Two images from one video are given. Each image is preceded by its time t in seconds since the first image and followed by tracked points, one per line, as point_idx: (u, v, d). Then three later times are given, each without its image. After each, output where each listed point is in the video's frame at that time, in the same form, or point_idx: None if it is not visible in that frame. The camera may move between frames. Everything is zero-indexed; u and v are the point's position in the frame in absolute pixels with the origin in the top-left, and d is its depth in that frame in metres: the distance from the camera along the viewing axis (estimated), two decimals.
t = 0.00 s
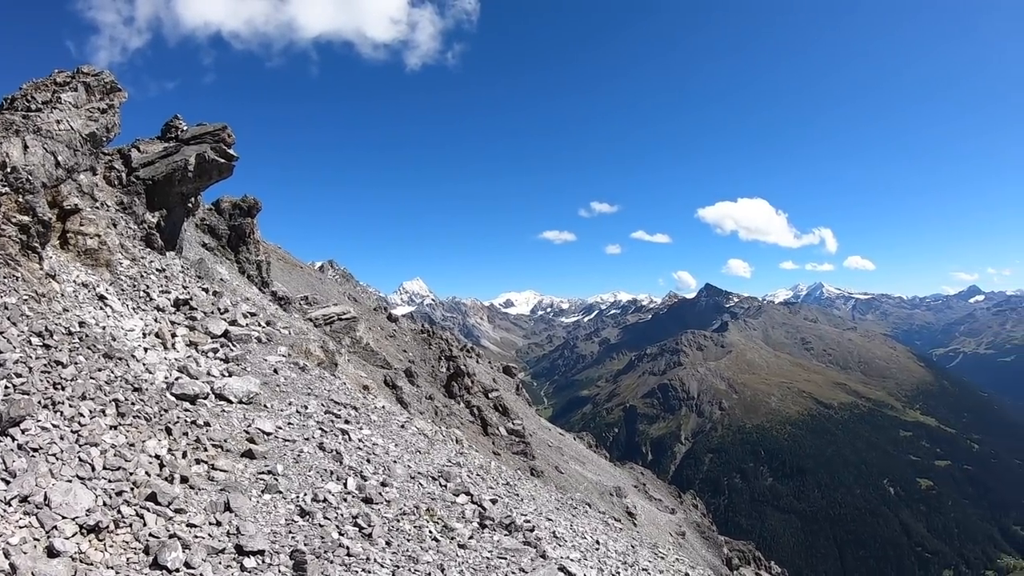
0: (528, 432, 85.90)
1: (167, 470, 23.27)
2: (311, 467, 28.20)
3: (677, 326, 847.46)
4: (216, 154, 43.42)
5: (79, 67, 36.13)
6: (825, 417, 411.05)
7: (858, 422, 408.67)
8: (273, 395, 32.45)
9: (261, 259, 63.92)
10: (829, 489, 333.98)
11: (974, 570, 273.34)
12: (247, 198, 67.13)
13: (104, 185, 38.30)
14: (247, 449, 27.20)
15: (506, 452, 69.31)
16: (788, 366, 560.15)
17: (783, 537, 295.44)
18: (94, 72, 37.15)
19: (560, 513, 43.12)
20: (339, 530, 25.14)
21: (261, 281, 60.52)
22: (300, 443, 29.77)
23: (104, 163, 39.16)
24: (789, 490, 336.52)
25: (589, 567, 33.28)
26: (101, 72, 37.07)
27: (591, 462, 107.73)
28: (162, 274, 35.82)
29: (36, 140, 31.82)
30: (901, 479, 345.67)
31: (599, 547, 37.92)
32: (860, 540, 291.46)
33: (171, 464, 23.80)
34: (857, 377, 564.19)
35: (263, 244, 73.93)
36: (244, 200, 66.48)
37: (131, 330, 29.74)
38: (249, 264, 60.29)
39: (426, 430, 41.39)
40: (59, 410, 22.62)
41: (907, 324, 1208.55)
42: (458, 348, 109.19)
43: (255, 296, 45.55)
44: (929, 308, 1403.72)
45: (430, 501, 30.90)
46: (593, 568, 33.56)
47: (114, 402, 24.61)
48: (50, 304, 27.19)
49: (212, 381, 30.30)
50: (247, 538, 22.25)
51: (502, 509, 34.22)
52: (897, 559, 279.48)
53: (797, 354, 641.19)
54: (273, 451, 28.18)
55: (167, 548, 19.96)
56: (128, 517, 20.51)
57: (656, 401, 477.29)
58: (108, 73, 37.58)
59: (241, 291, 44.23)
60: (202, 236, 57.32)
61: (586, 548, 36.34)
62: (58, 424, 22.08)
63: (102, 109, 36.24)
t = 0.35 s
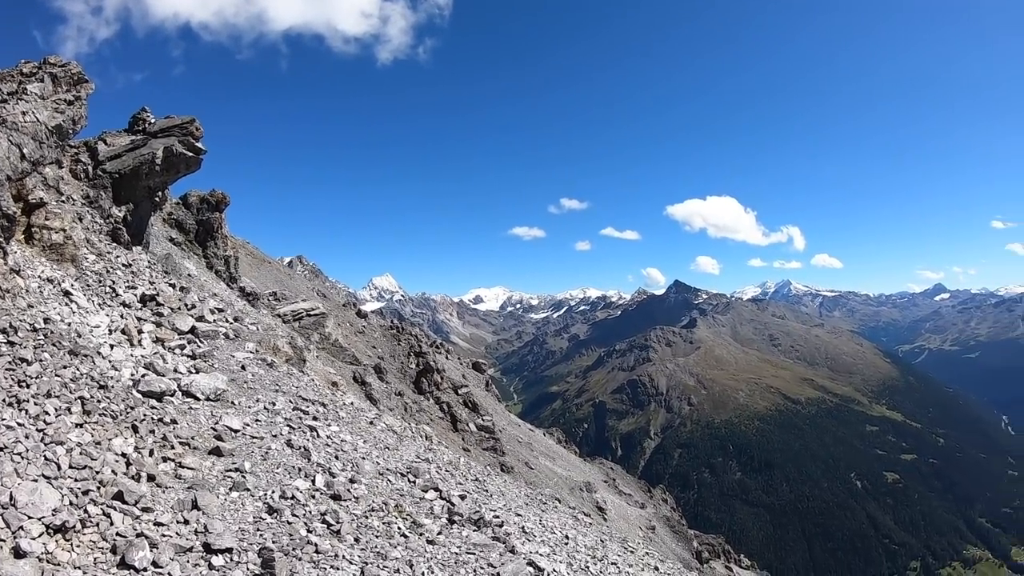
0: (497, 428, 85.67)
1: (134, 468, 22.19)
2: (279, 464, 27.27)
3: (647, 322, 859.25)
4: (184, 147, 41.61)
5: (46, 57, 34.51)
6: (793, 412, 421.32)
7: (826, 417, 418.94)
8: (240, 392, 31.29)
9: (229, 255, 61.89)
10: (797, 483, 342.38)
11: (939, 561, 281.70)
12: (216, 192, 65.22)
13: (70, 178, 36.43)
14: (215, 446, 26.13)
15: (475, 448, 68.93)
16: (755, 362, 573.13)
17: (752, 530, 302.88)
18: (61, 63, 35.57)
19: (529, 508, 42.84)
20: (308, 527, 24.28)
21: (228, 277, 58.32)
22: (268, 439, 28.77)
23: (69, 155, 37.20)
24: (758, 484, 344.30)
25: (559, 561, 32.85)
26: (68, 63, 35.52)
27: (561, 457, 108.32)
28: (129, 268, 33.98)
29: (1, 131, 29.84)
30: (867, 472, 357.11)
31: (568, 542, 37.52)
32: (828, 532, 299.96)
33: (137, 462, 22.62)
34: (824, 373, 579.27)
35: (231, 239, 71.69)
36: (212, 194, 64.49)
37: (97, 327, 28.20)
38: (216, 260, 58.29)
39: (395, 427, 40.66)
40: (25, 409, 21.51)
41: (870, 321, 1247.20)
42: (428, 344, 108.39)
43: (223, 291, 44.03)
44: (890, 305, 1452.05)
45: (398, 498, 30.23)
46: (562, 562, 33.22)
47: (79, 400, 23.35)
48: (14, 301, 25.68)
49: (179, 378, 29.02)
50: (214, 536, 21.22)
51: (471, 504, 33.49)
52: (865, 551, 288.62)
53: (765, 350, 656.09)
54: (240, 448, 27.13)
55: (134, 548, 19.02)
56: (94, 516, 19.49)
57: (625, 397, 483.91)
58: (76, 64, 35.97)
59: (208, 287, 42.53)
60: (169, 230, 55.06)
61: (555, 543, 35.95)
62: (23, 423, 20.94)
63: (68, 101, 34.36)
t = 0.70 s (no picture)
0: (461, 424, 84.97)
1: (92, 467, 20.76)
2: (239, 462, 26.04)
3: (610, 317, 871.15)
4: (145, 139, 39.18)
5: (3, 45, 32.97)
6: (755, 406, 432.46)
7: (787, 411, 430.24)
8: (200, 388, 29.80)
9: (191, 250, 59.15)
10: (758, 476, 350.07)
11: (899, 550, 296.84)
12: (176, 184, 62.37)
13: (27, 169, 34.23)
14: (174, 444, 24.81)
15: (439, 443, 68.25)
16: (715, 357, 587.93)
17: (714, 522, 312.51)
18: (20, 51, 34.00)
19: (491, 503, 42.53)
20: (269, 525, 23.25)
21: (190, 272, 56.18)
22: (228, 437, 27.43)
23: (26, 145, 35.13)
24: (720, 477, 353.40)
25: (521, 555, 32.55)
26: (27, 51, 33.90)
27: (524, 452, 108.57)
28: (87, 263, 31.90)
29: None
30: (829, 465, 366.84)
31: (530, 536, 37.20)
32: (789, 524, 310.96)
33: (95, 460, 21.16)
34: (783, 368, 596.66)
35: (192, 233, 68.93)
36: (172, 187, 61.73)
37: (53, 322, 26.25)
38: (178, 255, 55.72)
39: (357, 423, 39.71)
40: None
41: (826, 317, 1293.44)
42: (391, 340, 106.75)
43: (184, 286, 42.16)
44: (844, 303, 1508.88)
45: (360, 494, 29.24)
46: (524, 556, 32.91)
47: (35, 397, 21.70)
48: None
49: (138, 375, 27.43)
50: (175, 535, 20.20)
51: (432, 499, 32.78)
52: (827, 542, 299.47)
53: (726, 345, 673.83)
54: (200, 447, 25.79)
55: (93, 548, 17.87)
56: (51, 517, 18.16)
57: (588, 392, 490.13)
58: (34, 52, 34.33)
59: (168, 282, 40.66)
60: (128, 224, 52.74)
61: (518, 537, 35.42)
62: None
63: (27, 90, 33.11)
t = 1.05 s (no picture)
0: (425, 419, 83.98)
1: (47, 466, 19.72)
2: (198, 459, 24.86)
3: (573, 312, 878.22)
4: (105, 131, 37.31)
5: None
6: (718, 400, 442.70)
7: (748, 404, 441.66)
8: (158, 384, 28.39)
9: (150, 243, 56.56)
10: (720, 468, 359.42)
11: (860, 539, 307.03)
12: (136, 176, 59.35)
13: None
14: (132, 442, 23.60)
15: (402, 439, 67.32)
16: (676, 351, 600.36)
17: (677, 515, 320.93)
18: None
19: (454, 498, 41.86)
20: (227, 523, 22.23)
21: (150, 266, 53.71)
22: (187, 434, 26.19)
23: None
24: (682, 469, 361.69)
25: (484, 550, 31.92)
26: None
27: (488, 447, 108.19)
28: (43, 257, 29.94)
29: None
30: (789, 457, 377.69)
31: (494, 531, 36.56)
32: (751, 515, 319.39)
33: (51, 460, 20.11)
34: (744, 362, 612.43)
35: (151, 225, 65.94)
36: (131, 178, 58.68)
37: (6, 319, 24.71)
38: (137, 249, 53.30)
39: (319, 419, 38.59)
40: None
41: (787, 313, 1333.62)
42: (354, 335, 104.55)
43: (144, 281, 40.14)
44: (801, 299, 1559.49)
45: (321, 491, 28.18)
46: (488, 551, 32.23)
47: None
48: None
49: (94, 371, 25.95)
50: (132, 534, 19.17)
51: (394, 495, 32.07)
52: (789, 532, 309.85)
53: (687, 340, 688.73)
54: (158, 444, 24.61)
55: (49, 549, 16.89)
56: (5, 519, 17.14)
57: (551, 386, 494.43)
58: None
59: (127, 276, 38.57)
60: (86, 217, 50.01)
61: (480, 531, 34.78)
62: None
63: None
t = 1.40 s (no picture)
0: (400, 412, 83.61)
1: (17, 463, 19.14)
2: (170, 454, 24.25)
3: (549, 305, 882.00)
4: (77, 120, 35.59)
5: None
6: (691, 393, 449.74)
7: (722, 397, 449.65)
8: (132, 379, 27.69)
9: (123, 236, 54.86)
10: (696, 460, 365.77)
11: (834, 530, 316.09)
12: (108, 166, 57.54)
13: None
14: (103, 438, 22.99)
15: (378, 432, 66.90)
16: (651, 344, 608.01)
17: (652, 506, 325.83)
18: None
19: (429, 491, 41.66)
20: (200, 519, 21.66)
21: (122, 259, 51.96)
22: (159, 429, 25.55)
23: None
24: (657, 461, 366.70)
25: (459, 544, 31.67)
26: None
27: (464, 440, 108.13)
28: (12, 249, 28.68)
29: None
30: (762, 448, 386.41)
31: (469, 524, 36.34)
32: (726, 506, 326.49)
33: (21, 456, 19.51)
34: (719, 355, 622.78)
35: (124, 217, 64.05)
36: (104, 169, 56.92)
37: None
38: (110, 242, 51.80)
39: (294, 413, 38.00)
40: None
41: (760, 306, 1360.87)
42: (329, 328, 103.27)
43: (116, 274, 38.84)
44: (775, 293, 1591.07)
45: (295, 485, 27.66)
46: (463, 545, 31.99)
47: None
48: None
49: (64, 366, 25.24)
50: (103, 532, 18.64)
51: (369, 489, 31.62)
52: (764, 522, 317.33)
53: (663, 333, 697.53)
54: (131, 439, 24.02)
55: (18, 549, 16.28)
56: None
57: (527, 379, 497.04)
58: None
59: (99, 269, 37.20)
60: (57, 208, 48.24)
61: (456, 526, 34.53)
62: None
63: None
